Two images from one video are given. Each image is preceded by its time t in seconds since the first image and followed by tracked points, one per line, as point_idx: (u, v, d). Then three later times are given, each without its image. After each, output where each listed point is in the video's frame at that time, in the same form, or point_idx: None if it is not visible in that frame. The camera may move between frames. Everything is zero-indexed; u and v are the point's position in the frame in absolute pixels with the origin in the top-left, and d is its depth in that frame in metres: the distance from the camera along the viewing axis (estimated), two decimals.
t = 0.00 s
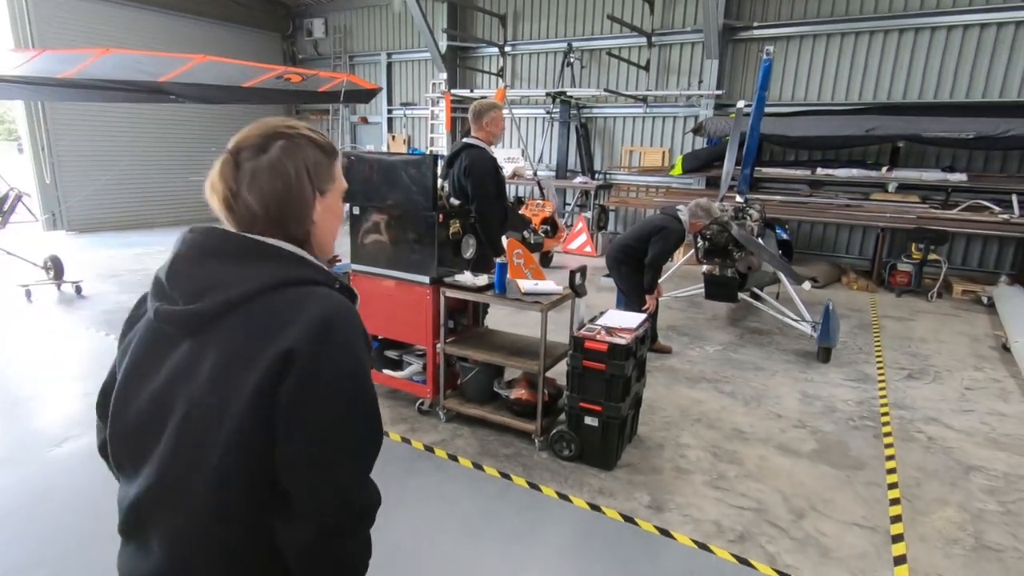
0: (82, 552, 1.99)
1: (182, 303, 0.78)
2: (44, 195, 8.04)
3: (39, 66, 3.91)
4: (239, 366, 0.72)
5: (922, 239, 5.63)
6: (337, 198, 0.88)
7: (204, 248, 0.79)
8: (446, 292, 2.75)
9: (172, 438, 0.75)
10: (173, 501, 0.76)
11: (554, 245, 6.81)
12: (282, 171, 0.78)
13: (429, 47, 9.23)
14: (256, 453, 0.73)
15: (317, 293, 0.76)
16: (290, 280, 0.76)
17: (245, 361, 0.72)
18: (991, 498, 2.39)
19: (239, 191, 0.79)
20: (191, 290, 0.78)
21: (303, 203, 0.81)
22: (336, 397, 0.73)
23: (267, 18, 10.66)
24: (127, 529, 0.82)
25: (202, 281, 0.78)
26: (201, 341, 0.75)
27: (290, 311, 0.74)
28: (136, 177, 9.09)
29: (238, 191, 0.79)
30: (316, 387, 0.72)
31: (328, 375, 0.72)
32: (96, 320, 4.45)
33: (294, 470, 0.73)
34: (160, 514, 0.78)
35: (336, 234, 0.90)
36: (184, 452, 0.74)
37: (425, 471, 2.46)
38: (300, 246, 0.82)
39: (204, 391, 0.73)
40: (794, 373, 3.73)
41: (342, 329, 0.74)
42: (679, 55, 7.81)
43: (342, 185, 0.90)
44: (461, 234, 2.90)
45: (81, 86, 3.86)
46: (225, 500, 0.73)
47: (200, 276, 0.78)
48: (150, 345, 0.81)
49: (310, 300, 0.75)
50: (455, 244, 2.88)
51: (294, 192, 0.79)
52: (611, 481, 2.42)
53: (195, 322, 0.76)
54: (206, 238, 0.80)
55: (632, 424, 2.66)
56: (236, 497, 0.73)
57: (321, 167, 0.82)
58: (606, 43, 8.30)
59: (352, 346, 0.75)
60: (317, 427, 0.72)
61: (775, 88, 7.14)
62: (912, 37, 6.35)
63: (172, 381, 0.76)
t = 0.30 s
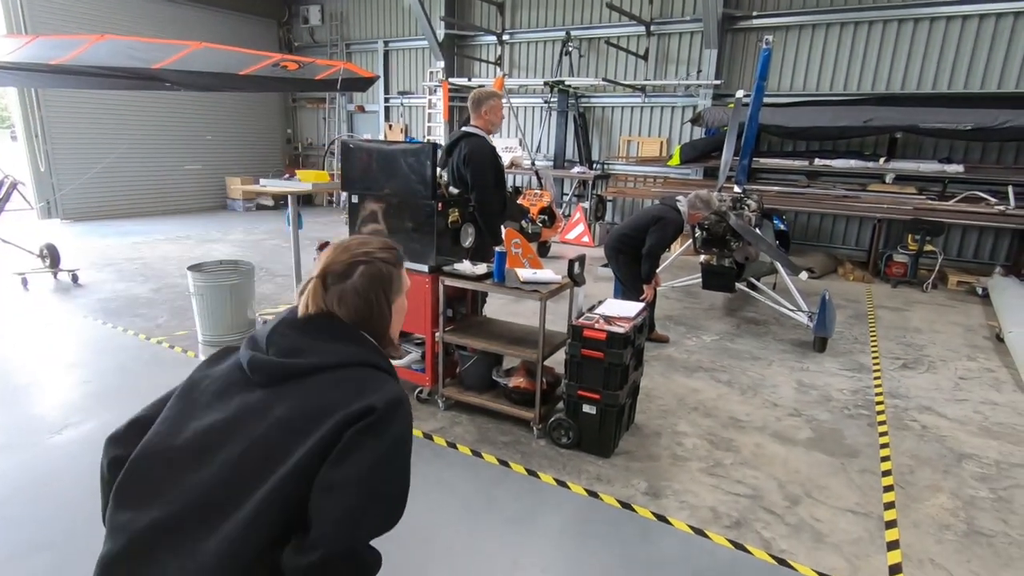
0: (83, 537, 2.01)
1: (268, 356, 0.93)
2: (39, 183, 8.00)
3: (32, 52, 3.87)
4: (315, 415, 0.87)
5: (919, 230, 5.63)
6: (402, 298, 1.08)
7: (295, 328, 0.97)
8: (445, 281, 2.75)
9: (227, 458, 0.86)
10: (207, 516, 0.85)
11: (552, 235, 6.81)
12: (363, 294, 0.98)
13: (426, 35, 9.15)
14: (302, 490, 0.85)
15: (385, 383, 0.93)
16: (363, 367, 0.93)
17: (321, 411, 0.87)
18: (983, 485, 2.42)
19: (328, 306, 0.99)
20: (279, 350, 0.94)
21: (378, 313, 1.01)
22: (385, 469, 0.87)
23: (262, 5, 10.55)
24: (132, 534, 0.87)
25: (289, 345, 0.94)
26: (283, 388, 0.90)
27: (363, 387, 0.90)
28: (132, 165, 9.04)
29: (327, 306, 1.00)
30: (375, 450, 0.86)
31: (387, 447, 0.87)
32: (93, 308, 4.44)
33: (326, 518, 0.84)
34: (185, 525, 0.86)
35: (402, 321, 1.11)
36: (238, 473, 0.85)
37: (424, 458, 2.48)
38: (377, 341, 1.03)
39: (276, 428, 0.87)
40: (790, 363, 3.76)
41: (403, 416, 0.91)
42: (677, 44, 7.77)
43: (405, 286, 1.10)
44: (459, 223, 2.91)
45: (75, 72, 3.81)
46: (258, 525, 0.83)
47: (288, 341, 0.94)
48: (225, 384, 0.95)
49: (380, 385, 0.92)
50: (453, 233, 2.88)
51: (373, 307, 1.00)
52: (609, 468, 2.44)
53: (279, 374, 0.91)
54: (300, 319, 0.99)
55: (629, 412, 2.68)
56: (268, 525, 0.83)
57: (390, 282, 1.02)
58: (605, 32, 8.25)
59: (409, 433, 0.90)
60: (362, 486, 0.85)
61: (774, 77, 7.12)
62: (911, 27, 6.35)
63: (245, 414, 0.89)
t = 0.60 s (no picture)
0: (89, 530, 2.02)
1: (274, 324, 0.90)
2: (34, 177, 7.96)
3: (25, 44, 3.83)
4: (334, 384, 0.85)
5: (918, 215, 5.55)
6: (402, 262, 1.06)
7: (302, 293, 0.93)
8: (446, 270, 2.74)
9: (245, 432, 0.85)
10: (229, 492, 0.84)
11: (551, 224, 6.79)
12: (386, 247, 0.97)
13: (422, 23, 9.07)
14: (326, 462, 0.84)
15: (400, 347, 0.91)
16: (376, 331, 0.91)
17: (340, 380, 0.86)
18: (982, 468, 2.44)
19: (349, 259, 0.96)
20: (285, 316, 0.90)
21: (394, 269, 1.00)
22: (408, 435, 0.86)
23: None
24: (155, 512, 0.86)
25: (295, 312, 0.90)
26: (294, 357, 0.88)
27: (377, 352, 0.88)
28: (128, 159, 9.00)
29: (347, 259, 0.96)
30: (398, 416, 0.85)
31: (408, 415, 0.86)
32: (92, 302, 4.43)
33: (359, 488, 0.84)
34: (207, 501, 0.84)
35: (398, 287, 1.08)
36: (256, 447, 0.84)
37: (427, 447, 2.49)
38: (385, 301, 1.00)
39: (291, 400, 0.85)
40: (790, 349, 3.77)
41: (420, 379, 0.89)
42: (675, 31, 7.72)
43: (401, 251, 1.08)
44: (459, 212, 2.90)
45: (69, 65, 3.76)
46: (285, 499, 0.82)
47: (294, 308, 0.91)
48: (233, 355, 0.93)
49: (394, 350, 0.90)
50: (452, 223, 2.87)
51: (393, 262, 0.99)
52: (611, 455, 2.46)
53: (290, 343, 0.88)
54: (304, 284, 0.95)
55: (631, 400, 2.69)
56: (297, 496, 0.83)
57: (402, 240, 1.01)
58: (602, 19, 8.18)
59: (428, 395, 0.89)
60: (390, 453, 0.84)
61: (772, 63, 7.08)
62: (910, 10, 6.30)
63: (256, 386, 0.87)
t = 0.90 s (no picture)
0: (85, 533, 2.01)
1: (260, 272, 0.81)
2: (25, 178, 7.88)
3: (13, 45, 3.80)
4: (356, 325, 0.82)
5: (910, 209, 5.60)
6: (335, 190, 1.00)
7: (295, 226, 0.83)
8: (442, 269, 2.73)
9: (270, 389, 0.80)
10: (259, 452, 0.82)
11: (546, 222, 6.79)
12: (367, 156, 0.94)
13: (414, 21, 9.02)
14: (362, 403, 0.84)
15: (404, 275, 0.86)
16: (377, 262, 0.85)
17: (363, 321, 0.82)
18: (976, 461, 2.46)
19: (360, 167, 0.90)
20: (275, 260, 0.81)
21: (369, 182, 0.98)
22: (432, 364, 0.86)
23: None
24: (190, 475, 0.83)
25: (282, 253, 0.82)
26: (295, 307, 0.81)
27: (389, 286, 0.84)
28: (119, 160, 8.93)
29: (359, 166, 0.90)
30: (428, 348, 0.85)
31: (429, 345, 0.85)
32: (86, 304, 4.40)
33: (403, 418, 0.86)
34: (238, 465, 0.82)
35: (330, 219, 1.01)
36: (289, 402, 0.81)
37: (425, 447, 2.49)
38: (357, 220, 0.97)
39: (305, 355, 0.80)
40: (785, 345, 3.78)
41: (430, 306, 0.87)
42: (668, 28, 7.71)
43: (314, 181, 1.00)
44: (454, 211, 2.89)
45: (59, 65, 3.73)
46: (331, 444, 0.82)
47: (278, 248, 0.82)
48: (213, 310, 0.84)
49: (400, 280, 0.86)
50: (447, 222, 2.87)
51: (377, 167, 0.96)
52: (608, 453, 2.46)
53: (296, 288, 0.81)
54: (275, 217, 0.84)
55: (627, 397, 2.69)
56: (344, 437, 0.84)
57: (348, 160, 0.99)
58: (595, 16, 8.17)
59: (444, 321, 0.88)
60: (429, 382, 0.86)
61: (765, 60, 7.10)
62: (902, 6, 6.33)
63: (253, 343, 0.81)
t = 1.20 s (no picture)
0: (75, 543, 1.98)
1: (268, 276, 0.75)
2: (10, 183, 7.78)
3: None
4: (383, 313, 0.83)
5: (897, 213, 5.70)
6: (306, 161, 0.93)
7: (299, 221, 0.77)
8: (434, 274, 2.73)
9: (313, 392, 0.79)
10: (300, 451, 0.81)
11: (537, 226, 6.79)
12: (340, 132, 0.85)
13: (405, 26, 9.02)
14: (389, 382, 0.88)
15: (403, 256, 0.87)
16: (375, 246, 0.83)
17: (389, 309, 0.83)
18: (964, 462, 2.48)
19: (317, 151, 0.80)
20: (292, 261, 0.76)
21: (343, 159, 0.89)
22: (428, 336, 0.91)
23: None
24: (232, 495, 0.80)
25: (287, 252, 0.76)
26: (310, 309, 0.77)
27: (400, 269, 0.85)
28: (107, 164, 8.85)
29: (316, 150, 0.80)
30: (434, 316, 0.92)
31: (430, 321, 0.91)
32: (73, 310, 4.35)
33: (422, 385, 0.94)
34: (264, 473, 0.80)
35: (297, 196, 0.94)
36: (330, 398, 0.81)
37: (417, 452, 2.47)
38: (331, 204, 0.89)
39: (338, 352, 0.80)
40: (776, 347, 3.80)
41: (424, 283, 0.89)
42: (658, 33, 7.76)
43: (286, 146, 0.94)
44: (445, 216, 2.89)
45: (45, 69, 3.68)
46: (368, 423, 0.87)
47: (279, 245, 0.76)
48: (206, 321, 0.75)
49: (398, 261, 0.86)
50: (438, 226, 2.86)
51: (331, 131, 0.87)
52: (600, 457, 2.46)
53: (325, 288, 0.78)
54: (259, 211, 0.75)
55: (619, 401, 2.69)
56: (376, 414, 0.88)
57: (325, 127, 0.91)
58: (585, 21, 8.20)
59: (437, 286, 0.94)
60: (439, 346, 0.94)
61: (754, 64, 7.16)
62: (888, 12, 6.41)
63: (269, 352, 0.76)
